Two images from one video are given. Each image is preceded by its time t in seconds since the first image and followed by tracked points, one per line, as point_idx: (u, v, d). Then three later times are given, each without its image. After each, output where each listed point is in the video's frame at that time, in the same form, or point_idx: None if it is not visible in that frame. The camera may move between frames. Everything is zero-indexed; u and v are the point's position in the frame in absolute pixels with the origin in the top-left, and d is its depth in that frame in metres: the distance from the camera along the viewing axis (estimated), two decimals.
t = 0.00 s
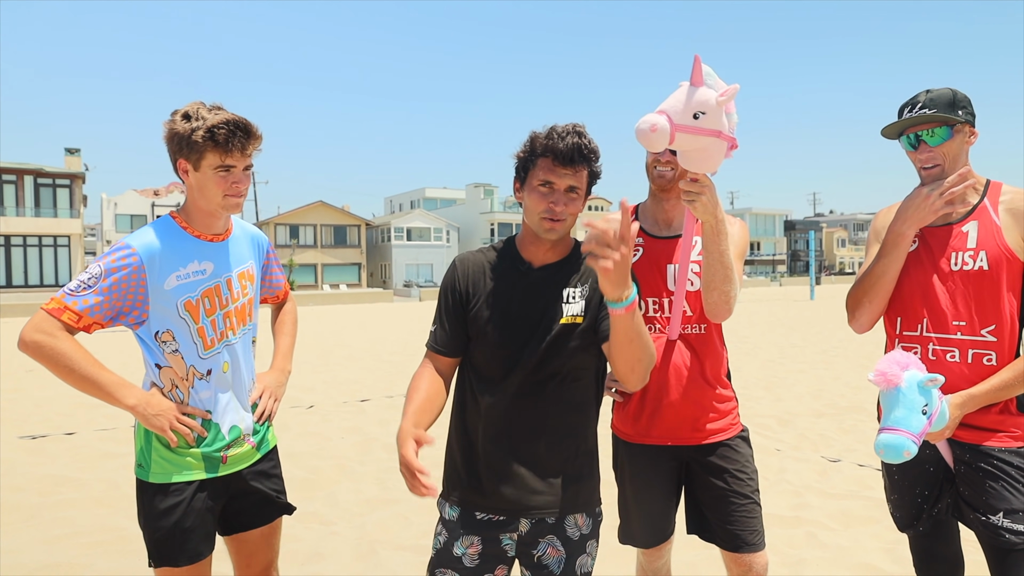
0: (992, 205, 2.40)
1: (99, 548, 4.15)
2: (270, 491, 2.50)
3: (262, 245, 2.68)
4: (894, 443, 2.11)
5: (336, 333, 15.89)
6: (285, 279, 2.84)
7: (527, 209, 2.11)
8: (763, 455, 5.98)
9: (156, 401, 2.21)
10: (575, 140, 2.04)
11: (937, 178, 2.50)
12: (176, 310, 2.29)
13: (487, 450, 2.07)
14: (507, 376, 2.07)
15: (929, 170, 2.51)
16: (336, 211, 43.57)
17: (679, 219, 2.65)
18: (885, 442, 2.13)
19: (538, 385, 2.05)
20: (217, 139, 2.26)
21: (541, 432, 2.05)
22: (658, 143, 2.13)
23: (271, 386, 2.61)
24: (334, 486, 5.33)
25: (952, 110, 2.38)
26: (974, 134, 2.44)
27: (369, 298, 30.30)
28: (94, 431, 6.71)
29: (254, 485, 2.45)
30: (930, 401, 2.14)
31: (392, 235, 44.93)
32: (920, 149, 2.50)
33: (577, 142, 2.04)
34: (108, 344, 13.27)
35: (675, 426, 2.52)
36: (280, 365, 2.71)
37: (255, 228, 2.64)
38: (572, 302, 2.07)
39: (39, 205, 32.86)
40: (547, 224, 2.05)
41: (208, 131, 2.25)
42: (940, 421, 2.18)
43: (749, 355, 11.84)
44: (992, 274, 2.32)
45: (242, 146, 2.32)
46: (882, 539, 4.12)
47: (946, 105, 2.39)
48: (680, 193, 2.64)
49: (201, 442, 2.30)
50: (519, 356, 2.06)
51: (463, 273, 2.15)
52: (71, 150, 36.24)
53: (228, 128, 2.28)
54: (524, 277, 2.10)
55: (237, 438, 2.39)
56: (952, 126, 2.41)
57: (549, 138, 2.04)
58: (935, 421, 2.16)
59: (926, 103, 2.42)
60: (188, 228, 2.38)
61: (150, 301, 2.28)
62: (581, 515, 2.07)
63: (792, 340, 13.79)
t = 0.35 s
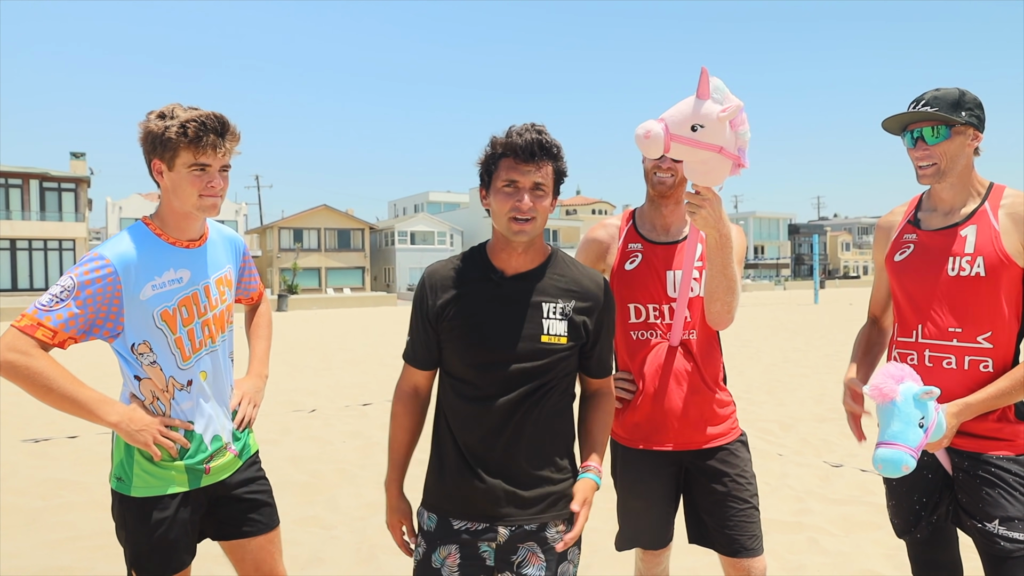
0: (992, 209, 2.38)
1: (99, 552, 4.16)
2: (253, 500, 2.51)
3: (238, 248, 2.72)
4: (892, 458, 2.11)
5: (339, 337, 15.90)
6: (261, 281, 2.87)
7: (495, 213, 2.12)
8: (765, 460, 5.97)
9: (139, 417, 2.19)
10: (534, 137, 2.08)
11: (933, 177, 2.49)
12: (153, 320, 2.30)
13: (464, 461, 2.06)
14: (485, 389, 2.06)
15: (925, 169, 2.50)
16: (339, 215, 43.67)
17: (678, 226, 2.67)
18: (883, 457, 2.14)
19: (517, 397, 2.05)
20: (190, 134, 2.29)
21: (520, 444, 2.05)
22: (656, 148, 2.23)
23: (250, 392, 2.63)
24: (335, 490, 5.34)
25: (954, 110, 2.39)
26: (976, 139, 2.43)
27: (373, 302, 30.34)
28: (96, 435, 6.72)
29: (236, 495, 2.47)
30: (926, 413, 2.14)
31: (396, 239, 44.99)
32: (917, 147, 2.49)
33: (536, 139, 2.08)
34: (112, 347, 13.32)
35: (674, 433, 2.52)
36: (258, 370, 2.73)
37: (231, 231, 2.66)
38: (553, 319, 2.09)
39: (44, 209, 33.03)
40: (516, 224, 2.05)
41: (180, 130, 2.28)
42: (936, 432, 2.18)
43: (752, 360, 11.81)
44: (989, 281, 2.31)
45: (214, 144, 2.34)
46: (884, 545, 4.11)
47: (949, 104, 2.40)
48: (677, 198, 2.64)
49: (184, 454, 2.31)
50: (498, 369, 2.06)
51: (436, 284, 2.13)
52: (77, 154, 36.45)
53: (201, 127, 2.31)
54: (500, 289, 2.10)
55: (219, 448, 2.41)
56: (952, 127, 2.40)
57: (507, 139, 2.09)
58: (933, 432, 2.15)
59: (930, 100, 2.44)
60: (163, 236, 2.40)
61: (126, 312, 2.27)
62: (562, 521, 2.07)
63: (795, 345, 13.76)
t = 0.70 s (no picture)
0: (988, 207, 2.42)
1: (110, 546, 4.21)
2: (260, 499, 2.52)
3: (251, 249, 2.71)
4: (882, 465, 2.10)
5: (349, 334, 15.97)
6: (281, 282, 2.85)
7: (448, 214, 2.15)
8: (773, 457, 5.95)
9: (135, 411, 2.25)
10: (475, 133, 2.10)
11: (933, 175, 2.51)
12: (154, 314, 2.35)
13: (438, 461, 2.09)
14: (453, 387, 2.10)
15: (926, 166, 2.51)
16: (350, 211, 43.82)
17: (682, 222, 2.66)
18: (873, 464, 2.13)
19: (487, 392, 2.11)
20: (185, 130, 2.33)
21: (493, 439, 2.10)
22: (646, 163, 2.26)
23: (262, 393, 2.63)
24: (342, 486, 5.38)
25: (957, 107, 2.41)
26: (976, 138, 2.46)
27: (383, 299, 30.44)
28: (109, 430, 6.81)
29: (243, 493, 2.49)
30: (915, 419, 2.15)
31: (406, 235, 45.06)
32: (919, 144, 2.51)
33: (478, 135, 2.10)
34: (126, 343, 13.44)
35: (677, 429, 2.52)
36: (273, 372, 2.75)
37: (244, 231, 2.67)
38: (519, 309, 2.15)
39: (58, 207, 33.36)
40: (470, 221, 2.08)
41: (175, 127, 2.33)
42: (928, 436, 2.19)
43: (762, 356, 11.76)
44: (980, 278, 2.39)
45: (208, 139, 2.37)
46: (892, 542, 4.09)
47: (952, 102, 2.42)
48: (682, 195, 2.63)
49: (184, 452, 2.34)
50: (465, 366, 2.10)
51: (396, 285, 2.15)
52: (90, 152, 36.79)
53: (196, 123, 2.35)
54: (463, 285, 2.14)
55: (221, 446, 2.42)
56: (954, 124, 2.43)
57: (447, 139, 2.11)
58: (922, 437, 2.16)
59: (934, 96, 2.46)
60: (168, 232, 2.45)
61: (128, 306, 2.33)
62: (540, 514, 2.11)
63: (806, 341, 13.68)
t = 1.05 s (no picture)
0: (988, 212, 2.43)
1: (118, 541, 4.28)
2: (274, 494, 2.55)
3: (273, 249, 2.76)
4: (851, 462, 2.13)
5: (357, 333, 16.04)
6: (309, 283, 2.89)
7: (418, 216, 2.18)
8: (778, 459, 5.94)
9: (150, 400, 2.30)
10: (442, 136, 2.11)
11: (939, 178, 2.51)
12: (172, 308, 2.41)
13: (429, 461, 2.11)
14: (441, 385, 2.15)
15: (932, 170, 2.51)
16: (359, 211, 43.98)
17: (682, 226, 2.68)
18: (843, 462, 2.16)
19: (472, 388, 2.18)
20: (200, 132, 2.38)
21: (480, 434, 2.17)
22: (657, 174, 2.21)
23: (284, 389, 2.65)
24: (348, 484, 5.42)
25: (960, 109, 2.42)
26: (977, 139, 2.48)
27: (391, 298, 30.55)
28: (118, 427, 6.89)
29: (257, 486, 2.51)
30: (885, 421, 2.20)
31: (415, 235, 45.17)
32: (924, 149, 2.51)
33: (445, 138, 2.11)
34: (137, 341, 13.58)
35: (674, 430, 2.54)
36: (297, 369, 2.76)
37: (265, 231, 2.72)
38: (493, 301, 2.26)
39: (71, 205, 33.70)
40: (441, 224, 2.13)
41: (191, 128, 2.39)
42: (906, 435, 2.25)
43: (771, 358, 11.73)
44: (980, 286, 2.39)
45: (222, 139, 2.41)
46: (895, 545, 4.08)
47: (954, 104, 2.43)
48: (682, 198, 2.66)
49: (199, 443, 2.38)
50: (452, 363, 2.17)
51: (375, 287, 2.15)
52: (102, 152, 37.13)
53: (212, 124, 2.40)
54: (440, 283, 2.20)
55: (236, 438, 2.46)
56: (958, 126, 2.44)
57: (413, 144, 2.13)
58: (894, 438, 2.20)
59: (934, 100, 2.46)
60: (187, 229, 2.50)
61: (149, 300, 2.39)
62: (527, 504, 2.24)
63: (815, 343, 13.61)
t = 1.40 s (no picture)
0: (979, 213, 2.45)
1: (119, 542, 4.31)
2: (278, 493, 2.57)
3: (285, 251, 2.78)
4: (858, 460, 2.16)
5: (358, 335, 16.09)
6: (319, 284, 2.92)
7: (426, 219, 2.21)
8: (776, 460, 5.96)
9: (159, 399, 2.36)
10: (451, 142, 2.15)
11: (930, 179, 2.53)
12: (185, 309, 2.45)
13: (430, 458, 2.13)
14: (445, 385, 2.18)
15: (923, 171, 2.53)
16: (361, 213, 44.05)
17: (673, 228, 2.71)
18: (849, 459, 2.19)
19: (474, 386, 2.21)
20: (216, 138, 2.42)
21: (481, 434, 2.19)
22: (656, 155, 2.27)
23: (292, 390, 2.67)
24: (349, 485, 5.45)
25: (948, 111, 2.45)
26: (966, 141, 2.51)
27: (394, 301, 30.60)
28: (120, 429, 6.92)
29: (262, 484, 2.53)
30: (892, 419, 2.23)
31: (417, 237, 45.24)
32: (915, 150, 2.53)
33: (454, 144, 2.15)
34: (140, 342, 13.64)
35: (667, 431, 2.57)
36: (306, 369, 2.78)
37: (277, 233, 2.74)
38: (499, 303, 2.28)
39: (75, 208, 33.82)
40: (448, 227, 2.16)
41: (208, 135, 2.42)
42: (909, 433, 2.27)
43: (771, 359, 11.74)
44: (974, 286, 2.41)
45: (237, 145, 2.45)
46: (891, 545, 4.10)
47: (942, 106, 2.46)
48: (671, 200, 2.68)
49: (205, 440, 2.42)
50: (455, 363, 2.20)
51: (382, 287, 2.18)
52: (105, 155, 37.28)
53: (228, 131, 2.44)
54: (446, 286, 2.23)
55: (243, 437, 2.49)
56: (947, 128, 2.46)
57: (424, 148, 2.17)
58: (900, 436, 2.23)
59: (923, 103, 2.49)
60: (200, 233, 2.53)
61: (162, 301, 2.44)
62: (528, 505, 2.24)
63: (816, 345, 13.61)
